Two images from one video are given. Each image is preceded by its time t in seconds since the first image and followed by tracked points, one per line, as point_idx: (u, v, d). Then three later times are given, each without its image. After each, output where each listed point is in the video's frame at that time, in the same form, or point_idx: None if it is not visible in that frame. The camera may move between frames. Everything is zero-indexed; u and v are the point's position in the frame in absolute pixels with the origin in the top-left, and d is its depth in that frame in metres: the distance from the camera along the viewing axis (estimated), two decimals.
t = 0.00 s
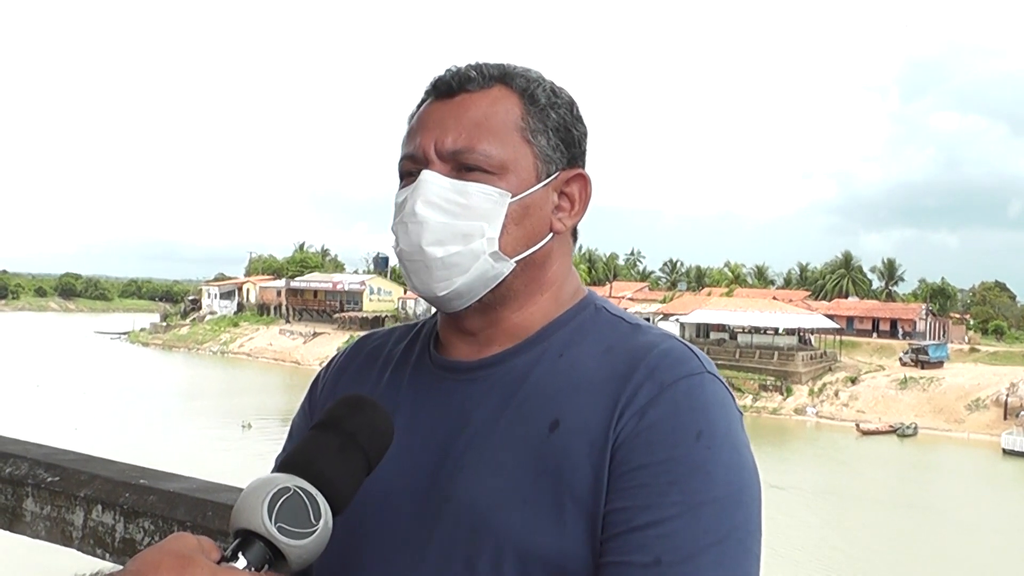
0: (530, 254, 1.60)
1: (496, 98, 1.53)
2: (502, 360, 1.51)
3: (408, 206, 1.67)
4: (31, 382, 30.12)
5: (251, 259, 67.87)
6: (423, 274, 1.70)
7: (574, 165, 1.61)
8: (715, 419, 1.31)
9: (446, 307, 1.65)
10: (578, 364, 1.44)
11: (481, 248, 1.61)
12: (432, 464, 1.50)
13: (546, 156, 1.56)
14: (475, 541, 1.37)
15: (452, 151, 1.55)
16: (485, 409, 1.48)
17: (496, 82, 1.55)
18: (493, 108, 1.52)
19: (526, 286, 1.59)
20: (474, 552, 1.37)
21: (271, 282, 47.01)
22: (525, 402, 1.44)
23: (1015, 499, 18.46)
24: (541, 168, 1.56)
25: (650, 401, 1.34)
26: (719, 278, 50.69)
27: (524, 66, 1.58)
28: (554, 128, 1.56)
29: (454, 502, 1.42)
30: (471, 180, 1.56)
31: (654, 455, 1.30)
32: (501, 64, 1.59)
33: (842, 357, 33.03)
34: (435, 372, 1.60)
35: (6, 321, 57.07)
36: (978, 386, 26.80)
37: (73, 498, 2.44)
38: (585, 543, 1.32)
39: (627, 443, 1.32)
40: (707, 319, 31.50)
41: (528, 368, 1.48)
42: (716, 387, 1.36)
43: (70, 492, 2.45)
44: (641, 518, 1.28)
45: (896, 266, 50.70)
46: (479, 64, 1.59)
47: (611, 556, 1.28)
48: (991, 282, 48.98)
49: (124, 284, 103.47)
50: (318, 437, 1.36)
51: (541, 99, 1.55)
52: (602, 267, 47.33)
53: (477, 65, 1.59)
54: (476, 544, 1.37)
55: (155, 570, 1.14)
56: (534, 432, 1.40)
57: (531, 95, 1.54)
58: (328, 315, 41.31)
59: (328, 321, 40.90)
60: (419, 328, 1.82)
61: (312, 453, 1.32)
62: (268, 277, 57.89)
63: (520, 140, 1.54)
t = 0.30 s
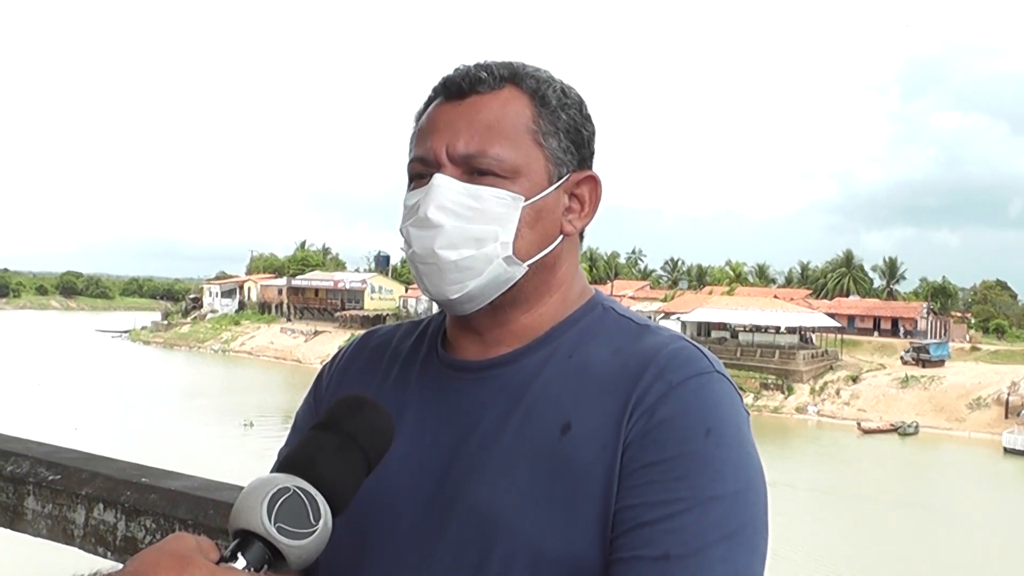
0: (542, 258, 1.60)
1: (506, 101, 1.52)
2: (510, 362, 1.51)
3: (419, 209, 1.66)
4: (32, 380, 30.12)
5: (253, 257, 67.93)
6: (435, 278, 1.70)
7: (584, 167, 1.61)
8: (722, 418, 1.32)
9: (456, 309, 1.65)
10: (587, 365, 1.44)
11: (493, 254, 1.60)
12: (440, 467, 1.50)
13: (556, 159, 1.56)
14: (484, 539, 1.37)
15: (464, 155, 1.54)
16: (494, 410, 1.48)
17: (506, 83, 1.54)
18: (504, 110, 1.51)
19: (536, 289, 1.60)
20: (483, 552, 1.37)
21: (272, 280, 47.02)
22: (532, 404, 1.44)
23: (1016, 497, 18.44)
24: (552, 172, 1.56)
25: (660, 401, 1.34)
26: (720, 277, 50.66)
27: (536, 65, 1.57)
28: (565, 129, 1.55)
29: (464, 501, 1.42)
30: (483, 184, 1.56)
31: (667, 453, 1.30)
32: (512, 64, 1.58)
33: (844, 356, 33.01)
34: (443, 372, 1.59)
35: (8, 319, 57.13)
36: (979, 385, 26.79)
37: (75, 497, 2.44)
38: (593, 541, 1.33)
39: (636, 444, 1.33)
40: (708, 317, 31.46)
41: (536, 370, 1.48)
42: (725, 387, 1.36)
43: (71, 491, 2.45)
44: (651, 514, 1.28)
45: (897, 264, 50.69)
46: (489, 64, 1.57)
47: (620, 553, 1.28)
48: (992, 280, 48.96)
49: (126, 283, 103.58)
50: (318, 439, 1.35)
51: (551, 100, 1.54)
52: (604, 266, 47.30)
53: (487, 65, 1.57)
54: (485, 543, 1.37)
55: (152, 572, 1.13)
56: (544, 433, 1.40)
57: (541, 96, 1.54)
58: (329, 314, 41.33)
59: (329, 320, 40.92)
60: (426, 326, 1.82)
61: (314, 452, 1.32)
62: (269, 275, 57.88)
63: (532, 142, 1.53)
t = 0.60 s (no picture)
0: (549, 258, 1.61)
1: (516, 100, 1.51)
2: (515, 358, 1.51)
3: (430, 210, 1.66)
4: (33, 379, 30.18)
5: (254, 256, 67.96)
6: (444, 277, 1.70)
7: (593, 166, 1.61)
8: (728, 417, 1.32)
9: (462, 308, 1.65)
10: (590, 362, 1.44)
11: (504, 255, 1.60)
12: (442, 466, 1.50)
13: (566, 159, 1.56)
14: (487, 535, 1.38)
15: (474, 156, 1.54)
16: (497, 408, 1.48)
17: (515, 82, 1.54)
18: (514, 108, 1.51)
19: (544, 287, 1.60)
20: (487, 549, 1.37)
21: (273, 278, 47.04)
22: (535, 403, 1.43)
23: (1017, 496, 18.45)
24: (560, 172, 1.56)
25: (663, 396, 1.34)
26: (721, 276, 50.68)
27: (544, 64, 1.57)
28: (574, 128, 1.55)
29: (468, 498, 1.42)
30: (493, 185, 1.56)
31: (670, 449, 1.30)
32: (521, 64, 1.57)
33: (844, 355, 33.01)
34: (447, 369, 1.59)
35: (9, 317, 57.18)
36: (979, 384, 26.79)
37: (76, 495, 2.44)
38: (595, 537, 1.32)
39: (639, 440, 1.33)
40: (708, 316, 31.45)
41: (540, 367, 1.48)
42: (727, 385, 1.36)
43: (72, 489, 2.45)
44: (655, 509, 1.28)
45: (898, 263, 50.69)
46: (499, 63, 1.57)
47: (625, 550, 1.28)
48: (993, 279, 48.95)
49: (127, 282, 103.60)
50: (320, 435, 1.35)
51: (560, 100, 1.54)
52: (604, 265, 47.30)
53: (496, 64, 1.57)
54: (489, 542, 1.37)
55: (151, 570, 1.14)
56: (548, 430, 1.40)
57: (551, 96, 1.53)
58: (330, 312, 41.41)
59: (330, 318, 40.98)
60: (429, 321, 1.82)
61: (313, 450, 1.32)
62: (270, 274, 57.91)
63: (541, 143, 1.53)
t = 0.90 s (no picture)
0: (543, 266, 1.60)
1: (507, 107, 1.50)
2: (514, 361, 1.50)
3: (420, 220, 1.65)
4: (35, 377, 30.18)
5: (255, 255, 67.96)
6: (436, 286, 1.69)
7: (587, 171, 1.60)
8: (730, 419, 1.32)
9: (455, 317, 1.64)
10: (591, 366, 1.44)
11: (495, 265, 1.59)
12: (443, 468, 1.49)
13: (558, 167, 1.55)
14: (492, 538, 1.37)
15: (463, 166, 1.53)
16: (499, 410, 1.47)
17: (506, 87, 1.52)
18: (504, 117, 1.50)
19: (540, 294, 1.59)
20: (490, 551, 1.37)
21: (274, 277, 47.04)
22: (536, 406, 1.43)
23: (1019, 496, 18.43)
24: (554, 178, 1.55)
25: (665, 401, 1.34)
26: (722, 274, 50.64)
27: (536, 67, 1.55)
28: (566, 134, 1.54)
29: (472, 499, 1.42)
30: (484, 196, 1.55)
31: (673, 454, 1.30)
32: (513, 70, 1.56)
33: (846, 354, 32.96)
34: (446, 371, 1.58)
35: (11, 316, 57.21)
36: (980, 383, 26.75)
37: (76, 494, 2.43)
38: (600, 538, 1.33)
39: (641, 444, 1.33)
40: (710, 315, 31.42)
41: (540, 369, 1.47)
42: (728, 388, 1.36)
43: (73, 488, 2.44)
44: (658, 514, 1.28)
45: (900, 262, 50.64)
46: (489, 68, 1.55)
47: (629, 554, 1.28)
48: (994, 278, 48.91)
49: (128, 281, 103.50)
50: (320, 437, 1.34)
51: (553, 104, 1.52)
52: (606, 263, 47.25)
53: (486, 69, 1.55)
54: (492, 543, 1.37)
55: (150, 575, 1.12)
56: (549, 433, 1.39)
57: (542, 101, 1.52)
58: (331, 311, 41.39)
59: (331, 317, 40.98)
60: (425, 321, 1.81)
61: (313, 451, 1.31)
62: (271, 272, 57.91)
63: (533, 151, 1.52)
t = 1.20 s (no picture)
0: (546, 264, 1.58)
1: (511, 104, 1.49)
2: (516, 359, 1.49)
3: (422, 217, 1.63)
4: (36, 376, 30.19)
5: (257, 253, 67.97)
6: (437, 284, 1.67)
7: (591, 170, 1.58)
8: (728, 424, 1.31)
9: (457, 315, 1.62)
10: (592, 366, 1.42)
11: (496, 265, 1.58)
12: (442, 468, 1.48)
13: (562, 166, 1.53)
14: (487, 542, 1.37)
15: (466, 163, 1.52)
16: (499, 411, 1.46)
17: (512, 84, 1.51)
18: (509, 113, 1.48)
19: (541, 294, 1.57)
20: (487, 553, 1.36)
21: (275, 276, 47.05)
22: (536, 406, 1.42)
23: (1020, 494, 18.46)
24: (557, 177, 1.53)
25: (664, 404, 1.33)
26: (724, 273, 50.64)
27: (542, 63, 1.54)
28: (571, 133, 1.53)
29: (468, 503, 1.41)
30: (486, 194, 1.54)
31: (670, 458, 1.29)
32: (519, 65, 1.54)
33: (847, 352, 32.93)
34: (447, 371, 1.57)
35: (12, 314, 57.26)
36: (982, 381, 26.70)
37: (77, 492, 2.42)
38: (596, 541, 1.32)
39: (640, 448, 1.32)
40: (711, 313, 31.39)
41: (541, 368, 1.46)
42: (729, 392, 1.35)
43: (74, 486, 2.43)
44: (656, 519, 1.28)
45: (901, 260, 50.59)
46: (495, 65, 1.54)
47: (624, 560, 1.28)
48: (995, 277, 48.87)
49: (130, 279, 103.50)
50: (322, 438, 1.33)
51: (558, 102, 1.51)
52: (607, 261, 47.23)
53: (493, 65, 1.54)
54: (488, 546, 1.36)
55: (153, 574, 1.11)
56: (549, 435, 1.38)
57: (548, 98, 1.51)
58: (332, 309, 41.39)
59: (332, 315, 40.98)
60: (428, 320, 1.79)
61: (315, 452, 1.30)
62: (273, 271, 57.94)
63: (536, 149, 1.51)
